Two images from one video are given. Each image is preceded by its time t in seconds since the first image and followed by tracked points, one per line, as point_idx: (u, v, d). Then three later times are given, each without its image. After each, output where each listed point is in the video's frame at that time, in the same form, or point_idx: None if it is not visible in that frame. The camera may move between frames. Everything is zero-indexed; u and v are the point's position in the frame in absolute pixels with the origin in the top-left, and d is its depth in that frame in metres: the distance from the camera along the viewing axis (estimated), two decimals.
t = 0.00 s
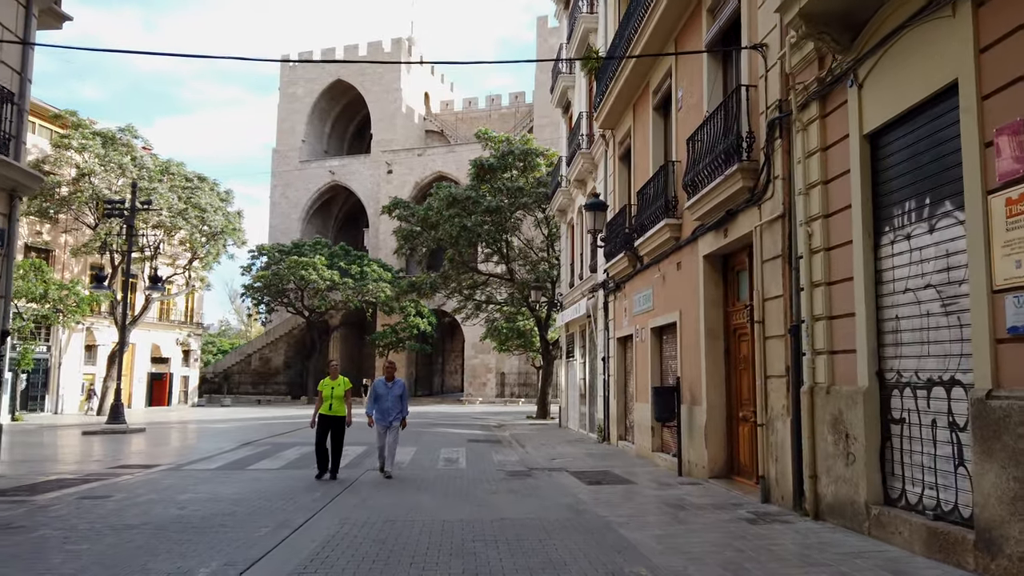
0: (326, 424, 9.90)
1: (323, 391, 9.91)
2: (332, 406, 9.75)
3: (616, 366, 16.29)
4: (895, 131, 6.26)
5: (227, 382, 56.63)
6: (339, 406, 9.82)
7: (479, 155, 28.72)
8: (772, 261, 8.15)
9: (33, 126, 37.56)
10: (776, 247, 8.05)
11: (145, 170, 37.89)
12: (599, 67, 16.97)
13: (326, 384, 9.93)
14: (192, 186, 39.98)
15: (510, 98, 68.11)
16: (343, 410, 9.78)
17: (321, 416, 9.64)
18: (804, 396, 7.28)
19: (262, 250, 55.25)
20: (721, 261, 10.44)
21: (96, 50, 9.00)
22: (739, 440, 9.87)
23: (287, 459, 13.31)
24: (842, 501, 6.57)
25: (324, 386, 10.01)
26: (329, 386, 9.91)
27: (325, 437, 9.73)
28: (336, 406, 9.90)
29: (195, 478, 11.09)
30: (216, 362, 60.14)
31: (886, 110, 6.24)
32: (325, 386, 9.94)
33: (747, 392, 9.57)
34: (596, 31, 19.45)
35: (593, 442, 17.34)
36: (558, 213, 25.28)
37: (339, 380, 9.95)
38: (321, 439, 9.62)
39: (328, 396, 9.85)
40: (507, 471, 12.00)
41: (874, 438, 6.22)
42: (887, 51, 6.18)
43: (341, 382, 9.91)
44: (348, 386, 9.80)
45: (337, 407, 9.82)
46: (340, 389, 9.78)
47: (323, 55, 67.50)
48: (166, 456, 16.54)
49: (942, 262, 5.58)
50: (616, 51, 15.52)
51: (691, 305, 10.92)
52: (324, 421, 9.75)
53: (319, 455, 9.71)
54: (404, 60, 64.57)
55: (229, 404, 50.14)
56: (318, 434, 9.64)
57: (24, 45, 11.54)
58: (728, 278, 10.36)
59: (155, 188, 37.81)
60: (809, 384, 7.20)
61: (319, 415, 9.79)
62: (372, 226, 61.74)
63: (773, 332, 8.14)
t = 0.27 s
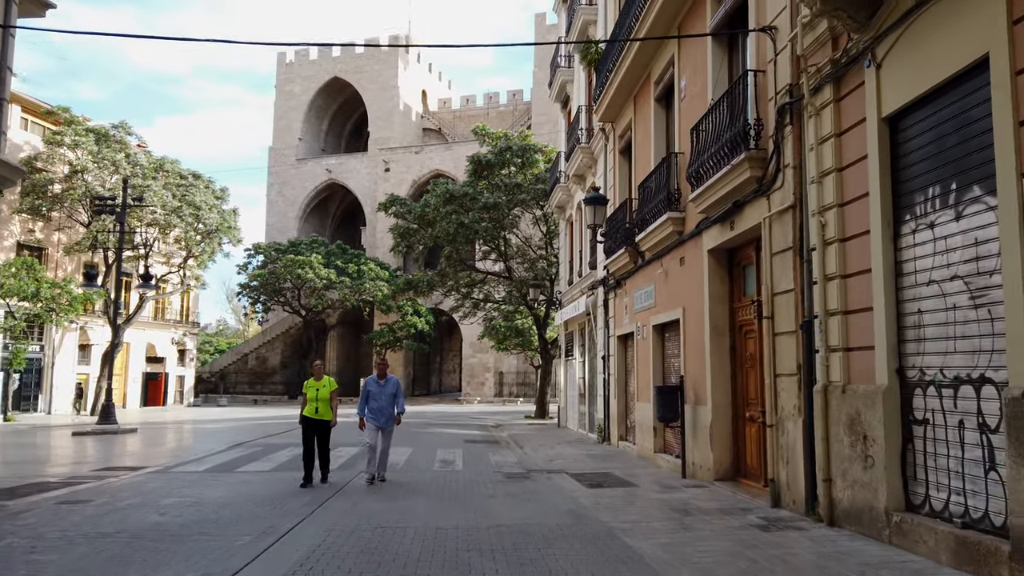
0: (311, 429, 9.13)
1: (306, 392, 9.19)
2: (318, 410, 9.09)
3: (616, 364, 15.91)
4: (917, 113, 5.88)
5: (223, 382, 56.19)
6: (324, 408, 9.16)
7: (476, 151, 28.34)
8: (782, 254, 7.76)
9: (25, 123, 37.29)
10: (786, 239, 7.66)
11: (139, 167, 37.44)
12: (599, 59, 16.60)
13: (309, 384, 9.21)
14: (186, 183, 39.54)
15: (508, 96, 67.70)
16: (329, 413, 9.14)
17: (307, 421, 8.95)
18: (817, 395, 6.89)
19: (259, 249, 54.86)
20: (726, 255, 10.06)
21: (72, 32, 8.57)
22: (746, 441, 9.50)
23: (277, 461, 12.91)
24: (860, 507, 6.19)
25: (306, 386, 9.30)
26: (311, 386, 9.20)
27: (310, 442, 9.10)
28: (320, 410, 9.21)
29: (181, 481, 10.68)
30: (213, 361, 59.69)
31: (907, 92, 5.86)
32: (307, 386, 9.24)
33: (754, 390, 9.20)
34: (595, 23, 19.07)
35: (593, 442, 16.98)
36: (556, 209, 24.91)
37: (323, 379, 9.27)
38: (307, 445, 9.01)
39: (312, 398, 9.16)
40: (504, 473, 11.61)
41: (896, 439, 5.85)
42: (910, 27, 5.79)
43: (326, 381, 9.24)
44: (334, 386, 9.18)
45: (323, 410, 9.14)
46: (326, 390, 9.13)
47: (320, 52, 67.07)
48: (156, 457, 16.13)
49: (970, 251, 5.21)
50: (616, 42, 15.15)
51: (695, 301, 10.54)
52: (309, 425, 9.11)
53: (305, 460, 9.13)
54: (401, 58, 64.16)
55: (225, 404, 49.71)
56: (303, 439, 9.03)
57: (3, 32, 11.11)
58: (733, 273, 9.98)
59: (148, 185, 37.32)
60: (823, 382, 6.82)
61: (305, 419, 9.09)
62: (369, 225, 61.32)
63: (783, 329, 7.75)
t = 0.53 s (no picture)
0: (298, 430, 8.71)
1: (292, 393, 8.83)
2: (304, 411, 8.68)
3: (618, 365, 15.55)
4: (945, 98, 5.51)
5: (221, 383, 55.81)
6: (311, 411, 8.74)
7: (475, 149, 27.98)
8: (794, 250, 7.40)
9: (20, 121, 37.03)
10: (800, 233, 7.29)
11: (135, 166, 37.09)
12: (600, 53, 16.23)
13: (295, 384, 8.85)
14: (183, 182, 39.17)
15: (507, 94, 67.31)
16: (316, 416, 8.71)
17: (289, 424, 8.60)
18: (834, 398, 6.52)
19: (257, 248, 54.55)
20: (734, 252, 9.69)
21: (52, 18, 8.19)
22: (756, 445, 9.13)
23: (270, 465, 12.54)
24: (882, 517, 5.83)
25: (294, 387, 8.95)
26: (299, 386, 8.85)
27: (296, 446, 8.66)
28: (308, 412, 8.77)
29: (168, 486, 10.31)
30: (210, 361, 59.33)
31: (935, 74, 5.49)
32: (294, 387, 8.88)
33: (764, 392, 8.83)
34: (596, 17, 18.71)
35: (595, 444, 16.63)
36: (556, 207, 24.56)
37: (311, 380, 8.93)
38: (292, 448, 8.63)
39: (298, 399, 8.78)
40: (504, 478, 11.24)
41: (922, 446, 5.48)
42: (938, 4, 5.43)
43: (314, 382, 8.87)
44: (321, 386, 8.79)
45: (309, 412, 8.72)
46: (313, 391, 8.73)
47: (318, 51, 66.69)
48: (147, 460, 15.75)
49: (1006, 244, 4.85)
50: (618, 34, 14.78)
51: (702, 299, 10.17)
52: (295, 427, 8.70)
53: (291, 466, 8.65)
54: (400, 56, 63.80)
55: (223, 405, 49.40)
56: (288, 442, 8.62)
57: None
58: (742, 270, 9.61)
59: (144, 184, 36.97)
60: (840, 385, 6.44)
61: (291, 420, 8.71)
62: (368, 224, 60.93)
63: (796, 328, 7.37)
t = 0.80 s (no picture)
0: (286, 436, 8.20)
1: (279, 398, 8.36)
2: (289, 417, 8.20)
3: (621, 367, 15.16)
4: (976, 79, 5.14)
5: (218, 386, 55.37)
6: (298, 416, 8.26)
7: (475, 149, 27.59)
8: (810, 245, 7.02)
9: (16, 122, 36.72)
10: (815, 227, 6.92)
11: (131, 167, 36.72)
12: (603, 48, 15.87)
13: (282, 388, 8.38)
14: (180, 183, 38.75)
15: (507, 96, 67.02)
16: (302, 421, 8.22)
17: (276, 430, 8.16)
18: (854, 401, 6.14)
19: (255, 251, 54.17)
20: (743, 249, 9.31)
21: (30, 1, 7.79)
22: (767, 451, 8.73)
23: (262, 471, 12.13)
24: (909, 529, 5.44)
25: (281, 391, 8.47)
26: (287, 391, 8.36)
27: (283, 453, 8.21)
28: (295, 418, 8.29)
29: (155, 492, 9.91)
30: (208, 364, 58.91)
31: (967, 53, 5.12)
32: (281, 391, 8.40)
33: (775, 395, 8.44)
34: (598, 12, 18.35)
35: (597, 449, 16.21)
36: (557, 208, 24.19)
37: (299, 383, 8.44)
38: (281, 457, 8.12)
39: (285, 404, 8.30)
40: (503, 484, 10.83)
41: (954, 453, 5.09)
42: None
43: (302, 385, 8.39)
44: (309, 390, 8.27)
45: (295, 417, 8.25)
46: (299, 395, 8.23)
47: (317, 53, 66.38)
48: (137, 466, 15.34)
49: None
50: (620, 29, 14.42)
51: (709, 299, 9.79)
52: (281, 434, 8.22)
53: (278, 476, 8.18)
54: (400, 58, 63.52)
55: (221, 409, 48.96)
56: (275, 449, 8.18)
57: None
58: (751, 268, 9.23)
59: (141, 185, 36.56)
60: (861, 387, 6.06)
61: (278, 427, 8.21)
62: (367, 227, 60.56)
63: (811, 327, 6.99)
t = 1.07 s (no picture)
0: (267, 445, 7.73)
1: (258, 403, 7.82)
2: (271, 425, 7.72)
3: (620, 372, 14.81)
4: (1006, 64, 4.82)
5: (212, 390, 54.85)
6: (281, 423, 7.79)
7: (472, 149, 27.27)
8: (823, 243, 6.67)
9: (6, 122, 36.28)
10: (829, 224, 6.57)
11: (122, 168, 36.27)
12: (602, 45, 15.53)
13: (261, 392, 7.86)
14: (172, 185, 38.32)
15: (504, 99, 66.71)
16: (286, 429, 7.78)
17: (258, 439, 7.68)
18: (873, 408, 5.79)
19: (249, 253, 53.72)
20: (750, 249, 8.96)
21: None
22: (774, 459, 8.38)
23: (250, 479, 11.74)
24: (934, 545, 5.10)
25: (259, 396, 7.94)
26: (266, 395, 7.80)
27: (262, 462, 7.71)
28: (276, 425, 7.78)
29: (137, 501, 9.54)
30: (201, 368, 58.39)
31: (996, 37, 4.79)
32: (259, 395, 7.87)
33: (784, 400, 8.09)
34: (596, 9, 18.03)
35: (595, 455, 15.85)
36: (554, 209, 23.84)
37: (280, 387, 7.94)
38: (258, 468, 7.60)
39: (264, 410, 7.79)
40: (500, 493, 10.46)
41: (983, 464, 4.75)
42: None
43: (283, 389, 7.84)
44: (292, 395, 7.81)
45: (276, 424, 7.77)
46: (282, 401, 7.77)
47: (312, 54, 66.01)
48: (123, 472, 14.93)
49: None
50: (620, 25, 14.10)
51: (714, 300, 9.44)
52: (261, 442, 7.74)
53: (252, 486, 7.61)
54: (396, 60, 63.21)
55: (214, 413, 48.48)
56: (252, 457, 7.67)
57: None
58: (758, 268, 8.87)
59: (132, 187, 36.09)
60: (881, 394, 5.70)
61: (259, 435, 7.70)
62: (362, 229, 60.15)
63: (825, 329, 6.64)
